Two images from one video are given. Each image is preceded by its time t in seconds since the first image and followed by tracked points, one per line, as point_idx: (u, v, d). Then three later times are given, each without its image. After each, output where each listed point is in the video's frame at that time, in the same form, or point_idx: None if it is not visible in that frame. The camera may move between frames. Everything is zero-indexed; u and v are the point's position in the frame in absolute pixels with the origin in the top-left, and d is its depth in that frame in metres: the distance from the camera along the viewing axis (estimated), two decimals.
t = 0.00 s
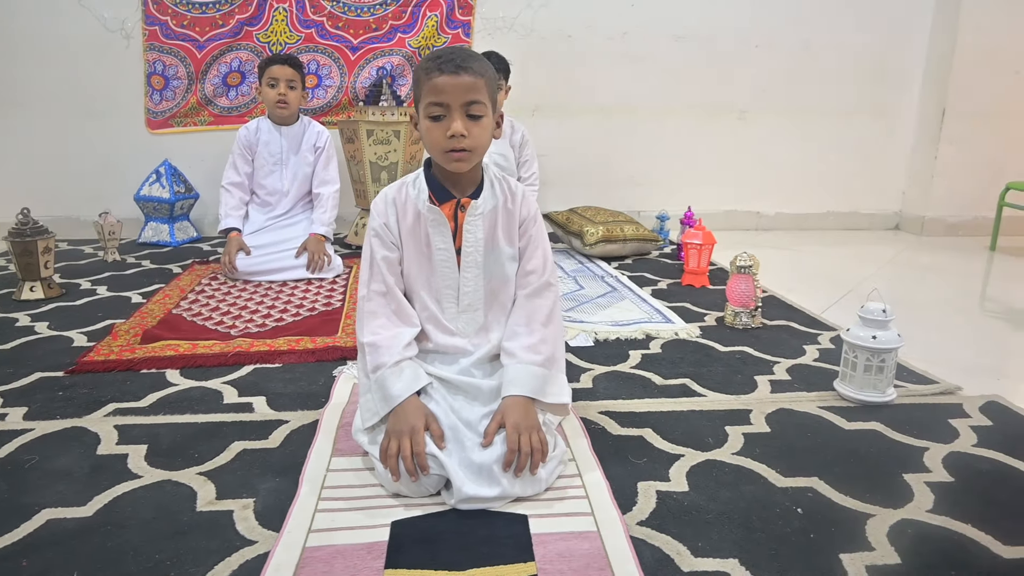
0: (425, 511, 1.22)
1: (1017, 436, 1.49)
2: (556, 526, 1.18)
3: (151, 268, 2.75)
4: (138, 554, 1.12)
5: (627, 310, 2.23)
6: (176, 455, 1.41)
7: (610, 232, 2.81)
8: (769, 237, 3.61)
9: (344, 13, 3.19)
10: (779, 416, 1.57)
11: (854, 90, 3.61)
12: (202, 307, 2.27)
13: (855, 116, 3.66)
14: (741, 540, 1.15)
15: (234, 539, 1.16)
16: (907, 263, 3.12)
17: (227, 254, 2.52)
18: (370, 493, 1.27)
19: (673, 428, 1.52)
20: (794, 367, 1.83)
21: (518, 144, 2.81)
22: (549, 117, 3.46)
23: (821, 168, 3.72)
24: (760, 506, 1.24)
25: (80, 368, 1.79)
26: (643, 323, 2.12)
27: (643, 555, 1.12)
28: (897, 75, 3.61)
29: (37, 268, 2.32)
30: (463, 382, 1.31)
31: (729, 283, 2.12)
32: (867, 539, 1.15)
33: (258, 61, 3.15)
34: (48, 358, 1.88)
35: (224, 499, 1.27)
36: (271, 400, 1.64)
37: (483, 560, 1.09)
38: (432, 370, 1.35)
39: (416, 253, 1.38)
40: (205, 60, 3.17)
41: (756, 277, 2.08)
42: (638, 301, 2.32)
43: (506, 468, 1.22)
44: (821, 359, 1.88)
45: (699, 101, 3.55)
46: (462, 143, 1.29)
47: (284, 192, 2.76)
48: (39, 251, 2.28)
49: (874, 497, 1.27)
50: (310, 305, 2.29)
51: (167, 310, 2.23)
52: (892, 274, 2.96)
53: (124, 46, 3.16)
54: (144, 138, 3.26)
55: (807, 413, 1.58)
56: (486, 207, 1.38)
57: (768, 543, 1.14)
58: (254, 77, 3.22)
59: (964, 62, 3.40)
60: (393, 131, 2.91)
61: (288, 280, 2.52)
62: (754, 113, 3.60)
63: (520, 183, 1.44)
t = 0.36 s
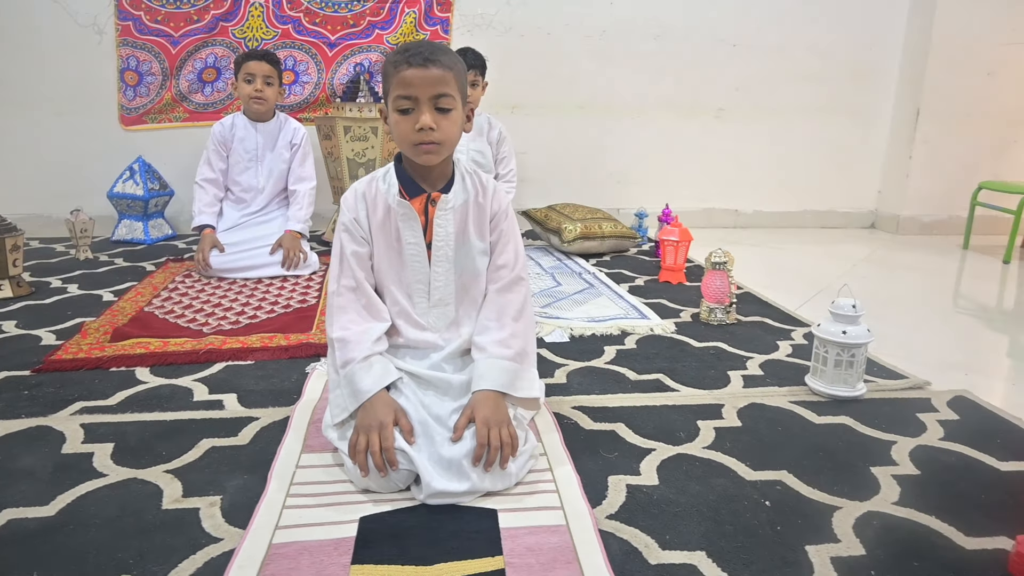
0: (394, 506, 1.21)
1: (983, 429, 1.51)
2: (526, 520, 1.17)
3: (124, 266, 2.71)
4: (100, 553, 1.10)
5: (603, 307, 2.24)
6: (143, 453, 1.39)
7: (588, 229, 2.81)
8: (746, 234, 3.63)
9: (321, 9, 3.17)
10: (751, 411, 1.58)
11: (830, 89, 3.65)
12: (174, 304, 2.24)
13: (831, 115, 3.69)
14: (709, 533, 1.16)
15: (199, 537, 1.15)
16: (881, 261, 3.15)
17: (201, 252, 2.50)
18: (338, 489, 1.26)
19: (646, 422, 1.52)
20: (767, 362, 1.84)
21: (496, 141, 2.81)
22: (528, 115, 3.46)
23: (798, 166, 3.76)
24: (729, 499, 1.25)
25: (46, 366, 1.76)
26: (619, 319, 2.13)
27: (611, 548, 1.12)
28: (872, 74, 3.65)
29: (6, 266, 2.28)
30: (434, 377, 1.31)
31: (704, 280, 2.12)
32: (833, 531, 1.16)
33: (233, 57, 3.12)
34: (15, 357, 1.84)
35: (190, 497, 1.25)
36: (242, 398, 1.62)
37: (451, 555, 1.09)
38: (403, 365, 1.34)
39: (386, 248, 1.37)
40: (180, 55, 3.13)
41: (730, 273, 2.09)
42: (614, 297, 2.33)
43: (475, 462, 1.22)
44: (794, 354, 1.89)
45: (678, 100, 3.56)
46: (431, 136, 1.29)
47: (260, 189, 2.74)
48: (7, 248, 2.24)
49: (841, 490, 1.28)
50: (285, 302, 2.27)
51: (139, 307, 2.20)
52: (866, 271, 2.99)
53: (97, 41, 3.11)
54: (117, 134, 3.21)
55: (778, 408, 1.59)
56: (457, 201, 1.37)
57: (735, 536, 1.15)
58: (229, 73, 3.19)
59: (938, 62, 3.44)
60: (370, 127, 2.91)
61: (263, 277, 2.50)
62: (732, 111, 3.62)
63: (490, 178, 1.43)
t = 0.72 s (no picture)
0: (370, 503, 1.21)
1: (957, 418, 1.52)
2: (502, 515, 1.17)
3: (101, 265, 2.67)
4: (70, 554, 1.08)
5: (584, 301, 2.24)
6: (116, 454, 1.37)
7: (569, 224, 2.81)
8: (728, 228, 3.65)
9: (298, 4, 3.14)
10: (729, 403, 1.59)
11: (809, 83, 3.67)
12: (151, 303, 2.21)
13: (810, 108, 3.71)
14: (684, 525, 1.16)
15: (172, 537, 1.13)
16: (860, 253, 3.18)
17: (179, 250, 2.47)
18: (314, 486, 1.25)
19: (624, 416, 1.52)
20: (745, 354, 1.85)
21: (475, 136, 2.81)
22: (509, 110, 3.45)
23: (778, 160, 3.78)
24: (704, 491, 1.25)
25: (19, 366, 1.74)
26: (600, 314, 2.13)
27: (587, 541, 1.12)
28: (851, 68, 3.68)
29: None
30: (410, 373, 1.30)
31: (684, 273, 2.13)
32: (808, 521, 1.17)
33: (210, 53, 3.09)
34: None
35: (163, 497, 1.24)
36: (218, 396, 1.61)
37: (425, 551, 1.08)
38: (379, 362, 1.33)
39: (360, 244, 1.35)
40: (156, 51, 3.10)
41: (709, 266, 2.10)
42: (595, 292, 2.33)
43: (451, 458, 1.21)
44: (772, 346, 1.90)
45: (658, 94, 3.57)
46: (405, 130, 1.28)
47: (238, 186, 2.71)
48: None
49: (816, 480, 1.29)
50: (264, 300, 2.25)
51: (114, 307, 2.17)
52: (846, 263, 3.02)
53: (71, 37, 3.07)
54: (93, 132, 3.17)
55: (756, 400, 1.60)
56: (432, 196, 1.36)
57: (711, 527, 1.15)
58: (206, 69, 3.15)
59: (914, 55, 3.47)
60: (349, 123, 2.90)
61: (242, 275, 2.48)
62: (713, 105, 3.63)
63: (466, 172, 1.42)
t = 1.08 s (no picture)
0: (345, 492, 1.20)
1: (930, 403, 1.54)
2: (477, 502, 1.17)
3: (76, 257, 2.64)
4: (38, 547, 1.07)
5: (564, 291, 2.24)
6: (88, 446, 1.35)
7: (550, 214, 2.81)
8: (710, 219, 3.66)
9: None
10: (707, 390, 1.59)
11: (790, 74, 3.68)
12: (127, 296, 2.19)
13: (791, 99, 3.73)
14: (659, 509, 1.16)
15: (143, 528, 1.12)
16: (840, 243, 3.20)
17: (155, 242, 2.44)
18: (289, 476, 1.24)
19: (602, 403, 1.53)
20: (724, 342, 1.86)
21: (456, 126, 2.79)
22: (491, 100, 3.44)
23: (759, 151, 3.79)
24: (680, 476, 1.26)
25: None
26: (580, 303, 2.13)
27: (562, 527, 1.12)
28: (831, 59, 3.69)
29: None
30: (385, 361, 1.29)
31: (664, 262, 2.13)
32: (782, 505, 1.18)
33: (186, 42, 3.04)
34: None
35: (135, 488, 1.22)
36: (193, 388, 1.59)
37: (399, 539, 1.07)
38: (354, 350, 1.32)
39: (335, 232, 1.34)
40: (130, 41, 3.05)
41: (689, 254, 2.10)
42: (575, 282, 2.33)
43: (427, 446, 1.20)
44: (750, 334, 1.91)
45: (640, 85, 3.57)
46: (380, 117, 1.26)
47: (216, 177, 2.68)
48: None
49: (791, 464, 1.30)
50: (242, 291, 2.23)
51: (89, 300, 2.14)
52: (826, 253, 3.04)
53: (43, 26, 3.01)
54: (67, 123, 3.12)
55: (733, 386, 1.61)
56: (407, 183, 1.34)
57: (686, 512, 1.16)
58: (182, 59, 3.11)
59: (893, 47, 3.50)
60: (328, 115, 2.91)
61: (220, 267, 2.46)
62: (694, 96, 3.64)
63: (442, 160, 1.41)
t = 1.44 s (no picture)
0: (321, 486, 1.19)
1: (907, 391, 1.55)
2: (454, 494, 1.16)
3: (53, 253, 2.60)
4: (7, 545, 1.05)
5: (546, 284, 2.24)
6: (61, 443, 1.33)
7: (533, 208, 2.81)
8: (693, 211, 3.68)
9: None
10: (686, 381, 1.60)
11: (772, 67, 3.69)
12: (104, 291, 2.16)
13: (773, 92, 3.74)
14: (636, 499, 1.16)
15: (115, 525, 1.11)
16: (822, 235, 3.22)
17: (133, 237, 2.41)
18: (264, 471, 1.23)
19: (581, 395, 1.53)
20: (704, 333, 1.86)
21: (438, 119, 2.78)
22: (474, 94, 3.43)
23: (742, 143, 3.80)
24: (658, 466, 1.26)
25: None
26: (561, 296, 2.13)
27: (539, 517, 1.12)
28: (813, 52, 3.71)
29: None
30: (361, 354, 1.28)
31: (645, 254, 2.13)
32: (758, 493, 1.18)
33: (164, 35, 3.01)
34: None
35: (108, 484, 1.21)
36: (169, 384, 1.57)
37: (375, 532, 1.07)
38: (330, 343, 1.31)
39: (310, 224, 1.33)
40: (107, 34, 3.01)
41: (670, 246, 2.10)
42: (557, 274, 2.33)
43: (403, 438, 1.20)
44: (730, 325, 1.92)
45: (623, 78, 3.57)
46: (353, 109, 1.25)
47: (195, 171, 2.65)
48: None
49: (768, 453, 1.30)
50: (221, 286, 2.21)
51: (65, 296, 2.11)
52: (807, 245, 3.05)
53: (17, 19, 2.96)
54: (43, 117, 3.07)
55: (713, 377, 1.61)
56: (383, 174, 1.33)
57: (662, 501, 1.16)
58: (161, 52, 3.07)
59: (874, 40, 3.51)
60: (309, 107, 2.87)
61: (199, 262, 2.43)
62: (677, 89, 3.64)
63: (418, 151, 1.40)
